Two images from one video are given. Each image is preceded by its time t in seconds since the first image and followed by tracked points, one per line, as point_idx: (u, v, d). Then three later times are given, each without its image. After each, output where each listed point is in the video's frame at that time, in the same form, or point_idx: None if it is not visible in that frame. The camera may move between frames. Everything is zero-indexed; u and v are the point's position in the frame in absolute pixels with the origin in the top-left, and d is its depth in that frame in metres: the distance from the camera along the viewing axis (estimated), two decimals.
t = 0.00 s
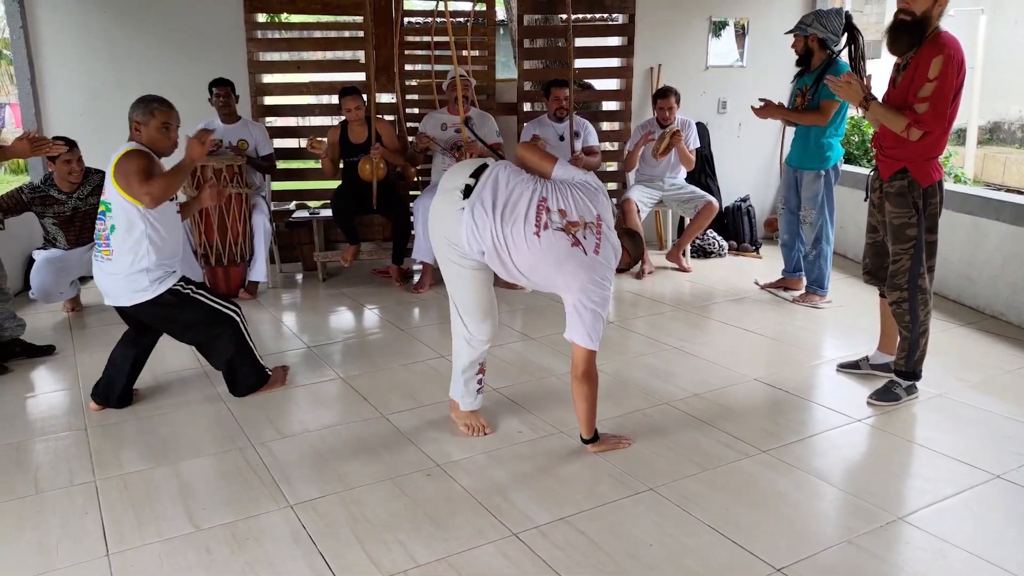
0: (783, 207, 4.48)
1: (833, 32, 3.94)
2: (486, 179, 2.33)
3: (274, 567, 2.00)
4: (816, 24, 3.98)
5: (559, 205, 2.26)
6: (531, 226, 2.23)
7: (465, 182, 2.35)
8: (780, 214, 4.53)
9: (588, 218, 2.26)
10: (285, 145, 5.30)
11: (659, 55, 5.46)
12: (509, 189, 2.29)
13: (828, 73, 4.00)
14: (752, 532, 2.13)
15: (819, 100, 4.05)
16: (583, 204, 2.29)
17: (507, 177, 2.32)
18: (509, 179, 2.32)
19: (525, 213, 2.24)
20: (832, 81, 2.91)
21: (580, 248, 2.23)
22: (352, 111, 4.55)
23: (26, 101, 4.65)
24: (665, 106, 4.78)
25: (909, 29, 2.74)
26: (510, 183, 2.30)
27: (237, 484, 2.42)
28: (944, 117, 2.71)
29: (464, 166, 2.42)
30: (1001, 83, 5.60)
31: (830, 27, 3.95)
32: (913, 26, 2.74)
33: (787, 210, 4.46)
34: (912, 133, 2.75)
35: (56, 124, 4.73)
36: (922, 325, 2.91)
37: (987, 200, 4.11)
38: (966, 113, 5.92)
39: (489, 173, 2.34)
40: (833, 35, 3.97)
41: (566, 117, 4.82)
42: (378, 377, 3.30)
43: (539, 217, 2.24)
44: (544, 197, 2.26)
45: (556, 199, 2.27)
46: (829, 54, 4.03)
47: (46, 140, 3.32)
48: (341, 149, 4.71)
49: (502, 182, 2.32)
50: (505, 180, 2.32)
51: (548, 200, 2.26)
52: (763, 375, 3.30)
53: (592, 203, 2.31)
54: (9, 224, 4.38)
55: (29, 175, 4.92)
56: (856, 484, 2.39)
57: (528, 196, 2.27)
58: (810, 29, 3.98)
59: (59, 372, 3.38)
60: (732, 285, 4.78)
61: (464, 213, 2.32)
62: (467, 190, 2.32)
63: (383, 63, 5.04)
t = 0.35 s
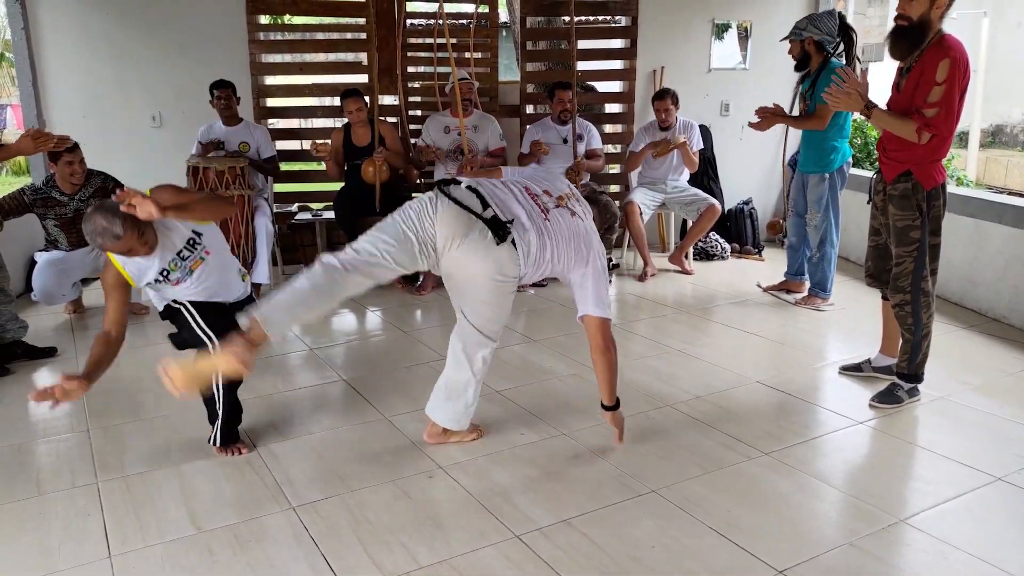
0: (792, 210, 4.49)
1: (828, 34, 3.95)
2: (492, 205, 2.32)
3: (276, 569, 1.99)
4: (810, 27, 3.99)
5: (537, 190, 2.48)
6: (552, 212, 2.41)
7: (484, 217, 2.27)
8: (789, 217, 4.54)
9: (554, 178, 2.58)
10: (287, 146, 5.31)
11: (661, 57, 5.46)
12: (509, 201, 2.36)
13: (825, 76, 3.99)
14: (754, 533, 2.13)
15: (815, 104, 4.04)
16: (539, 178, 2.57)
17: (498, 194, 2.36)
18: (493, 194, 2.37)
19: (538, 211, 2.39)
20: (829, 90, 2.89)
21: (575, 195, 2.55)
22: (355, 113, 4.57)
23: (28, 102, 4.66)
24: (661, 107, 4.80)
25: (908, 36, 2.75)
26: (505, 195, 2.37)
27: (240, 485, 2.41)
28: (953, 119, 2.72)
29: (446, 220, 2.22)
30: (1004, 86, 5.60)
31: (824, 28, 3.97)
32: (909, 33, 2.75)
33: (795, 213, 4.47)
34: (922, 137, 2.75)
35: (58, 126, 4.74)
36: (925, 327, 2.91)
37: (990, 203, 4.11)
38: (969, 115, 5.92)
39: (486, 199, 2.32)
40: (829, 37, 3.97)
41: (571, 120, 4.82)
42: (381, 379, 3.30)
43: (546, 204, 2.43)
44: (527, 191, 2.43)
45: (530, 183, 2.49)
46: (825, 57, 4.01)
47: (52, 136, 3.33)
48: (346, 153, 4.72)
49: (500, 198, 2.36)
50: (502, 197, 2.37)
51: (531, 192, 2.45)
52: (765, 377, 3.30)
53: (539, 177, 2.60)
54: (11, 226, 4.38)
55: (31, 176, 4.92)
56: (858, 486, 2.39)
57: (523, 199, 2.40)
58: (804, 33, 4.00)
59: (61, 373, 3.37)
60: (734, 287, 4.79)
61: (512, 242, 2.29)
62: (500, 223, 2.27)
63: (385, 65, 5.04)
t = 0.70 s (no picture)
0: (786, 210, 4.49)
1: (830, 32, 4.02)
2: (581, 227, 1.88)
3: (277, 568, 1.99)
4: (816, 24, 4.01)
5: (542, 156, 1.90)
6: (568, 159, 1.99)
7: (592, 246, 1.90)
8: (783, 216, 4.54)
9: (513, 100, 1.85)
10: (288, 146, 5.30)
11: (662, 57, 5.46)
12: (571, 203, 1.89)
13: (822, 74, 4.00)
14: (755, 533, 2.13)
15: (813, 100, 4.06)
16: (514, 119, 1.83)
17: (569, 207, 1.87)
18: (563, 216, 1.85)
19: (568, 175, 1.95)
20: (835, 87, 2.91)
21: (536, 100, 1.95)
22: (358, 111, 4.57)
23: (28, 102, 4.65)
24: (667, 108, 4.80)
25: (906, 37, 2.76)
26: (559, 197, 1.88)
27: (240, 486, 2.41)
28: (952, 121, 2.72)
29: (583, 278, 1.86)
30: (1004, 86, 5.61)
31: (827, 25, 4.03)
32: (908, 33, 2.77)
33: (789, 213, 4.47)
34: (920, 138, 2.76)
35: (57, 125, 4.73)
36: (925, 327, 2.91)
37: (990, 203, 4.11)
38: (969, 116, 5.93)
39: (580, 232, 1.86)
40: (830, 36, 4.02)
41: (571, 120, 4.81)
42: (381, 379, 3.29)
43: (564, 160, 1.96)
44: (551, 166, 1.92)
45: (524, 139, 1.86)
46: (823, 56, 4.03)
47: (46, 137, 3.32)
48: (346, 152, 4.72)
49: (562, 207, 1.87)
50: (570, 209, 1.87)
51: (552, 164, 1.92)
52: (766, 377, 3.29)
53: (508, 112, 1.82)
54: (10, 225, 4.38)
55: (30, 175, 4.92)
56: (858, 485, 2.39)
57: (556, 183, 1.90)
58: (811, 28, 3.99)
59: (60, 373, 3.37)
60: (734, 287, 4.79)
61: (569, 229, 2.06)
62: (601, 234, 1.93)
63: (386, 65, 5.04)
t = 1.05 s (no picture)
0: (783, 209, 4.48)
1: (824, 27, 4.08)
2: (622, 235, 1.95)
3: (277, 566, 1.99)
4: (814, 23, 4.05)
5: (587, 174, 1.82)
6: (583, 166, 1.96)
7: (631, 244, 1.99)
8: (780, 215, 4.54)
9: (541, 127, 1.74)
10: (289, 143, 5.30)
11: (664, 55, 5.45)
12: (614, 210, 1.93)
13: (821, 72, 3.99)
14: (755, 531, 2.13)
15: (814, 95, 4.03)
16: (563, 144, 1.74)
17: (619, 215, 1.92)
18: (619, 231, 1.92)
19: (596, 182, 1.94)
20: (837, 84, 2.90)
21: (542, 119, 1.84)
22: (360, 109, 4.57)
23: (29, 98, 4.65)
24: (666, 105, 4.82)
25: (909, 35, 2.76)
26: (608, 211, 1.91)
27: (240, 483, 2.41)
28: (955, 121, 2.71)
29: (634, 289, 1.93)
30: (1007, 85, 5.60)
31: (822, 24, 4.08)
32: (911, 31, 2.76)
33: (787, 211, 4.47)
34: (922, 137, 2.75)
35: (58, 121, 4.73)
36: (925, 327, 2.91)
37: (991, 202, 4.11)
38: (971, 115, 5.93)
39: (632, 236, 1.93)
40: (825, 33, 4.08)
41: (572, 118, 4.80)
42: (381, 377, 3.29)
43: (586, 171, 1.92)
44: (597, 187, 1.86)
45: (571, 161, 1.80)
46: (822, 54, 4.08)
47: (47, 129, 3.33)
48: (346, 150, 4.73)
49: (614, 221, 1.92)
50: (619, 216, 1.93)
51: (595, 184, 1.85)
52: (766, 376, 3.29)
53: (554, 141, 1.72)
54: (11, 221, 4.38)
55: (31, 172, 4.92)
56: (858, 485, 2.39)
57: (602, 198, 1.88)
58: (811, 27, 4.02)
59: (61, 369, 3.37)
60: (735, 285, 4.78)
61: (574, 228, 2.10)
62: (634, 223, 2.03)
63: (388, 62, 5.04)
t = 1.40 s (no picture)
0: (784, 207, 4.48)
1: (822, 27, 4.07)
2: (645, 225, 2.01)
3: (278, 563, 2.00)
4: (814, 22, 4.02)
5: (650, 150, 1.97)
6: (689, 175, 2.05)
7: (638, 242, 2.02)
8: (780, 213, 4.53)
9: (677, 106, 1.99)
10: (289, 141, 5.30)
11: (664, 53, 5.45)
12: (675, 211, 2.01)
13: (823, 70, 4.00)
14: (755, 530, 2.14)
15: (819, 96, 4.03)
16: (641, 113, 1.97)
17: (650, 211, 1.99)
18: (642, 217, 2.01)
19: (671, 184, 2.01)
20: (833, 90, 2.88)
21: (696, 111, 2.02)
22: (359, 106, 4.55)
23: (29, 96, 4.65)
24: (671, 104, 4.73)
25: (911, 38, 2.76)
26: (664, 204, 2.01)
27: (241, 481, 2.41)
28: (955, 119, 2.72)
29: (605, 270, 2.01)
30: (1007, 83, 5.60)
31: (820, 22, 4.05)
32: (913, 32, 2.76)
33: (786, 209, 4.47)
34: (923, 135, 2.75)
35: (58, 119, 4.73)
36: (925, 324, 2.91)
37: (991, 200, 4.11)
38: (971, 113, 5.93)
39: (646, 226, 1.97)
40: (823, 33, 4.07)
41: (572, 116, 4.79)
42: (381, 374, 3.30)
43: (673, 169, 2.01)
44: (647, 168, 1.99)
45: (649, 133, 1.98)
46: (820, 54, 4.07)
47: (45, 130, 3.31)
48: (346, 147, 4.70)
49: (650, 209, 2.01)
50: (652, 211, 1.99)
51: (645, 164, 1.98)
52: (766, 373, 3.30)
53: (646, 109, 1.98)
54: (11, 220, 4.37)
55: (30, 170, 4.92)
56: (858, 482, 2.39)
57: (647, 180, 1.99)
58: (812, 26, 4.00)
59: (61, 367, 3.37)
60: (734, 283, 4.79)
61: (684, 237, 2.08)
62: (674, 238, 2.01)
63: (388, 61, 5.04)
